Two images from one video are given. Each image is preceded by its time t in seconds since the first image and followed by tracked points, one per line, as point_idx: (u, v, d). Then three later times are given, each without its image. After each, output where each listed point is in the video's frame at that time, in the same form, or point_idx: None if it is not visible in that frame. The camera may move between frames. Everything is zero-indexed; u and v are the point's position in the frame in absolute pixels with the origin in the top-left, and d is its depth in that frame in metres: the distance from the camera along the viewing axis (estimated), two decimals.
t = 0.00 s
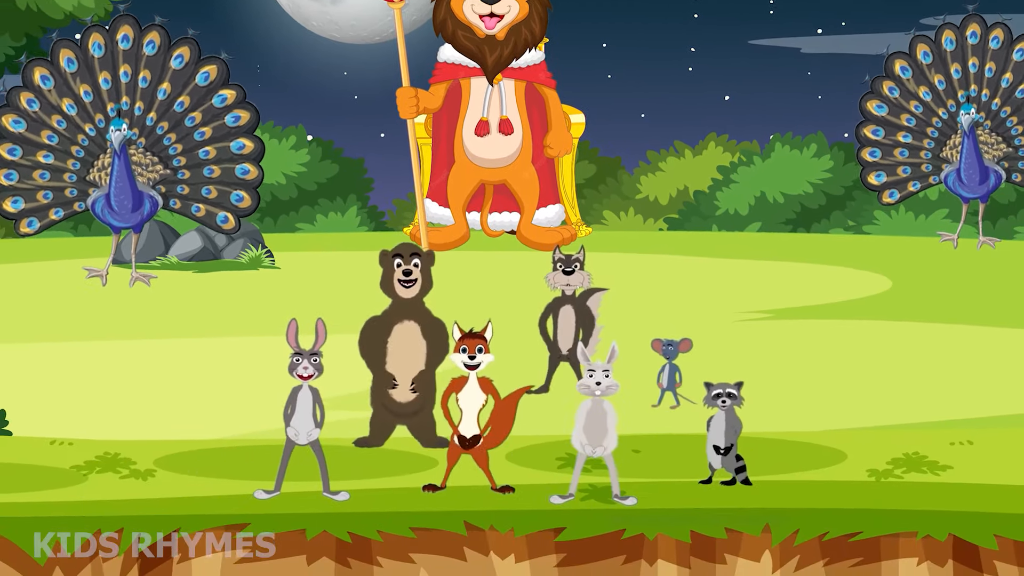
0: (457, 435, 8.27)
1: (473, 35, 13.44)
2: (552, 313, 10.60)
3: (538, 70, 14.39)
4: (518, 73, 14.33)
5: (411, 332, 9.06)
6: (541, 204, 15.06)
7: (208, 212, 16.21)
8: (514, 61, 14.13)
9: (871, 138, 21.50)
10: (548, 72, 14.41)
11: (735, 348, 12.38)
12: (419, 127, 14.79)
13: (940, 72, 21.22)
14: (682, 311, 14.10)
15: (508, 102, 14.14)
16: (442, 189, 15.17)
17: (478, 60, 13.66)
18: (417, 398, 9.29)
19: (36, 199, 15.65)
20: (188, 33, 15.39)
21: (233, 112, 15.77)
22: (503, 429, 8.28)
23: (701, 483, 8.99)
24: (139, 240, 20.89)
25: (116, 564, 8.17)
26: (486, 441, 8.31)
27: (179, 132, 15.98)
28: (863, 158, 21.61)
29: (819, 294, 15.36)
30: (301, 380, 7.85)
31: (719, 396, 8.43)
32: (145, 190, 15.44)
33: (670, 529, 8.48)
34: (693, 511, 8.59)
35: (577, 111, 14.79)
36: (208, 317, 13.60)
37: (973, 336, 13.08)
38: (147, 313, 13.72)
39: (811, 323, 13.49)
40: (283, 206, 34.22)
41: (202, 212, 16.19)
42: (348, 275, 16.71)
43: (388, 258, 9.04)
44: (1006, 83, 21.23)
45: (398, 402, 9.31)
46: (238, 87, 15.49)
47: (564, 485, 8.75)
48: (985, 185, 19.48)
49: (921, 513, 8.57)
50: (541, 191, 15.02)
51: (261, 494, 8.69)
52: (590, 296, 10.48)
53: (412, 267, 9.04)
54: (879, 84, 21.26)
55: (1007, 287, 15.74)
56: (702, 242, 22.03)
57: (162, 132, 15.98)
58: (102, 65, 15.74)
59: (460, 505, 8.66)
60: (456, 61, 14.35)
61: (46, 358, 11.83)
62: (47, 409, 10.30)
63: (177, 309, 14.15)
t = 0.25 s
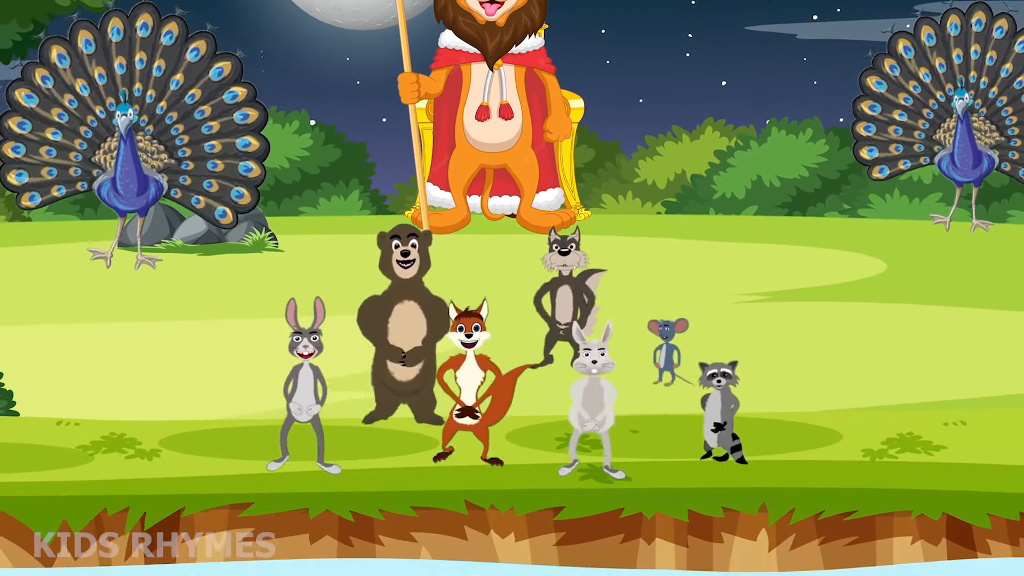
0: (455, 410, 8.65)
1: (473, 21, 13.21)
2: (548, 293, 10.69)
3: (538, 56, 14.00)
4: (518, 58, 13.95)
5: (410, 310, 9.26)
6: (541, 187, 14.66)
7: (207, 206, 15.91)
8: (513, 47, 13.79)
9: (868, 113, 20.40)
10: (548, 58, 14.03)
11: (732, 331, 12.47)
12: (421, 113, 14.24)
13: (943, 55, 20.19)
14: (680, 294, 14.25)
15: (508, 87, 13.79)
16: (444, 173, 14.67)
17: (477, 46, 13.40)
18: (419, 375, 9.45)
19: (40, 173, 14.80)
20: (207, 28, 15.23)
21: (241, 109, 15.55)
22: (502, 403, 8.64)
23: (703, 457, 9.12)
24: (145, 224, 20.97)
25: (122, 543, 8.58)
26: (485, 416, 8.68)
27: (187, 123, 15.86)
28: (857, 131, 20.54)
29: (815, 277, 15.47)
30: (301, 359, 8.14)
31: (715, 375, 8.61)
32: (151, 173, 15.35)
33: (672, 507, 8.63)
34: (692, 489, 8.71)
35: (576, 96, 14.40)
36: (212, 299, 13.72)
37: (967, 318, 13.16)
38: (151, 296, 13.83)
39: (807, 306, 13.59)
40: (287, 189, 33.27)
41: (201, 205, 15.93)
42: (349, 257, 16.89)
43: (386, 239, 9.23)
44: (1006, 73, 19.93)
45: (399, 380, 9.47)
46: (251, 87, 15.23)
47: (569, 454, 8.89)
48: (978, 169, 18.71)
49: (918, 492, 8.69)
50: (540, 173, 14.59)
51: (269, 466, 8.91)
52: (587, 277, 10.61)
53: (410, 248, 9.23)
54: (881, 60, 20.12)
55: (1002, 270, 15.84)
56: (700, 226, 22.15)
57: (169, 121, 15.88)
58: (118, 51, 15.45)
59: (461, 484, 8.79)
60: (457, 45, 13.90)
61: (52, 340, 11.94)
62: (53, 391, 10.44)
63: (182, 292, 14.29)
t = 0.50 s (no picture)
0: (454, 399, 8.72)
1: (473, 6, 12.61)
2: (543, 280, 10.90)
3: (538, 42, 13.51)
4: (519, 44, 13.42)
5: (402, 299, 9.44)
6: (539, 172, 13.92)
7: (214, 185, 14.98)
8: (515, 31, 13.27)
9: (862, 100, 19.92)
10: (547, 44, 13.52)
11: (728, 315, 12.64)
12: (422, 99, 13.68)
13: (935, 41, 19.69)
14: (677, 278, 14.44)
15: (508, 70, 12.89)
16: (445, 156, 13.96)
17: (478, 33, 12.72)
18: (413, 363, 9.62)
19: (48, 160, 14.41)
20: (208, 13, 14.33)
21: (243, 92, 14.54)
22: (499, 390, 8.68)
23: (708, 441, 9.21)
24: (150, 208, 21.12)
25: (127, 522, 8.71)
26: (482, 405, 8.73)
27: (191, 106, 15.08)
28: (852, 119, 19.99)
29: (810, 260, 15.64)
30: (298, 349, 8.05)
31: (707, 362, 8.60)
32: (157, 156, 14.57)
33: (671, 485, 8.76)
34: (690, 468, 8.86)
35: (575, 81, 13.47)
36: (216, 282, 13.89)
37: (958, 299, 13.35)
38: (156, 279, 14.00)
39: (801, 289, 13.76)
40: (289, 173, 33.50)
41: (207, 186, 14.99)
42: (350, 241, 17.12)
43: (385, 227, 9.33)
44: (996, 58, 19.45)
45: (396, 367, 9.65)
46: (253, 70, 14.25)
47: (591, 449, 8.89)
48: (972, 154, 18.47)
49: (913, 472, 8.82)
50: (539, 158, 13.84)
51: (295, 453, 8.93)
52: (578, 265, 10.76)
53: (408, 238, 9.34)
54: (874, 48, 19.73)
55: (994, 251, 16.03)
56: (699, 208, 22.36)
57: (175, 105, 15.10)
58: (122, 36, 14.73)
59: (461, 463, 8.94)
60: (461, 31, 13.42)
61: (59, 321, 12.11)
62: (61, 372, 10.60)
63: (189, 272, 14.48)
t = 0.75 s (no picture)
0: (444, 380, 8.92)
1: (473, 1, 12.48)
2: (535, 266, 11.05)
3: (537, 35, 13.36)
4: (517, 37, 13.30)
5: (398, 283, 9.50)
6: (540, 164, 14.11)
7: (219, 176, 15.20)
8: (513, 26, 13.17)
9: (856, 96, 20.29)
10: (547, 37, 13.39)
11: (725, 305, 12.81)
12: (421, 91, 13.84)
13: (927, 36, 19.90)
14: (676, 269, 14.61)
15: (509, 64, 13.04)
16: (445, 150, 14.17)
17: (478, 26, 12.69)
18: (408, 346, 9.67)
19: (54, 154, 14.44)
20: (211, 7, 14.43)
21: (246, 82, 14.58)
22: (488, 370, 8.91)
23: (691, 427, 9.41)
24: (156, 198, 21.27)
25: (133, 509, 8.85)
26: (471, 385, 8.95)
27: (193, 98, 15.18)
28: (847, 115, 20.56)
29: (806, 251, 15.82)
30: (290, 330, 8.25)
31: (702, 346, 8.88)
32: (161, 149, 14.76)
33: (669, 473, 8.89)
34: (687, 455, 8.99)
35: (572, 74, 13.65)
36: (220, 272, 14.06)
37: (952, 288, 13.52)
38: (160, 269, 14.16)
39: (798, 279, 13.93)
40: (293, 166, 33.61)
41: (211, 177, 15.22)
42: (352, 233, 17.30)
43: (379, 213, 9.45)
44: (988, 51, 19.57)
45: (391, 351, 9.70)
46: (255, 60, 14.41)
47: (556, 426, 9.16)
48: (965, 146, 19.13)
49: (907, 460, 8.96)
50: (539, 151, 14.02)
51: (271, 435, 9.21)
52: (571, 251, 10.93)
53: (401, 224, 9.45)
54: (868, 45, 19.76)
55: (988, 241, 16.20)
56: (698, 200, 22.53)
57: (179, 97, 15.29)
58: (124, 31, 14.93)
59: (462, 451, 9.08)
60: (460, 26, 13.26)
61: (66, 310, 12.29)
62: (67, 360, 10.78)
63: (194, 263, 14.66)
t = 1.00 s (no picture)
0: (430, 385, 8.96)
1: (474, 4, 12.62)
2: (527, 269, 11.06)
3: (536, 39, 13.36)
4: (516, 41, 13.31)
5: (395, 287, 9.56)
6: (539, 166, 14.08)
7: (228, 167, 16.47)
8: (513, 30, 13.17)
9: (850, 108, 20.78)
10: (546, 41, 13.39)
11: (722, 304, 12.94)
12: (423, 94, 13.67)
13: (912, 42, 20.35)
14: (674, 268, 14.76)
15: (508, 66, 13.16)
16: (446, 150, 14.16)
17: (478, 29, 12.83)
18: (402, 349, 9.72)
19: (64, 163, 14.46)
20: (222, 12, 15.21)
21: (245, 72, 15.66)
22: (474, 375, 8.97)
23: (677, 426, 9.53)
24: (161, 199, 21.40)
25: (139, 505, 8.97)
26: (458, 389, 9.01)
27: (196, 94, 16.22)
28: (844, 127, 20.86)
29: (802, 250, 15.97)
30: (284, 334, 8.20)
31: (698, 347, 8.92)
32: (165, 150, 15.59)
33: (666, 469, 9.02)
34: (684, 452, 9.13)
35: (572, 78, 13.63)
36: (222, 271, 14.19)
37: (946, 287, 13.69)
38: (164, 268, 14.31)
39: (794, 278, 14.08)
40: (296, 167, 33.34)
41: (221, 168, 16.48)
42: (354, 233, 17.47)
43: (378, 217, 9.52)
44: (974, 50, 19.80)
45: (384, 353, 9.75)
46: (251, 50, 15.37)
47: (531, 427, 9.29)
48: (959, 148, 19.69)
49: (901, 456, 9.09)
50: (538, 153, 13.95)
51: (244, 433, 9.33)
52: (564, 255, 10.95)
53: (400, 228, 9.49)
54: (857, 56, 20.32)
55: (982, 241, 16.36)
56: (696, 201, 22.67)
57: (180, 93, 16.24)
58: (122, 35, 15.37)
59: (463, 449, 9.20)
60: (461, 28, 13.28)
61: (71, 310, 12.41)
62: (73, 358, 10.91)
63: (198, 262, 14.81)
